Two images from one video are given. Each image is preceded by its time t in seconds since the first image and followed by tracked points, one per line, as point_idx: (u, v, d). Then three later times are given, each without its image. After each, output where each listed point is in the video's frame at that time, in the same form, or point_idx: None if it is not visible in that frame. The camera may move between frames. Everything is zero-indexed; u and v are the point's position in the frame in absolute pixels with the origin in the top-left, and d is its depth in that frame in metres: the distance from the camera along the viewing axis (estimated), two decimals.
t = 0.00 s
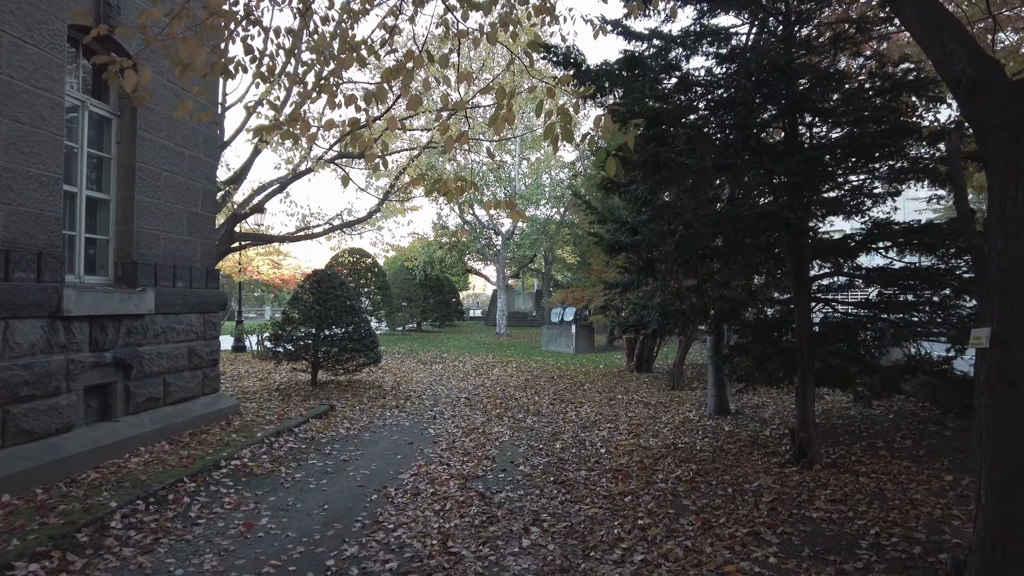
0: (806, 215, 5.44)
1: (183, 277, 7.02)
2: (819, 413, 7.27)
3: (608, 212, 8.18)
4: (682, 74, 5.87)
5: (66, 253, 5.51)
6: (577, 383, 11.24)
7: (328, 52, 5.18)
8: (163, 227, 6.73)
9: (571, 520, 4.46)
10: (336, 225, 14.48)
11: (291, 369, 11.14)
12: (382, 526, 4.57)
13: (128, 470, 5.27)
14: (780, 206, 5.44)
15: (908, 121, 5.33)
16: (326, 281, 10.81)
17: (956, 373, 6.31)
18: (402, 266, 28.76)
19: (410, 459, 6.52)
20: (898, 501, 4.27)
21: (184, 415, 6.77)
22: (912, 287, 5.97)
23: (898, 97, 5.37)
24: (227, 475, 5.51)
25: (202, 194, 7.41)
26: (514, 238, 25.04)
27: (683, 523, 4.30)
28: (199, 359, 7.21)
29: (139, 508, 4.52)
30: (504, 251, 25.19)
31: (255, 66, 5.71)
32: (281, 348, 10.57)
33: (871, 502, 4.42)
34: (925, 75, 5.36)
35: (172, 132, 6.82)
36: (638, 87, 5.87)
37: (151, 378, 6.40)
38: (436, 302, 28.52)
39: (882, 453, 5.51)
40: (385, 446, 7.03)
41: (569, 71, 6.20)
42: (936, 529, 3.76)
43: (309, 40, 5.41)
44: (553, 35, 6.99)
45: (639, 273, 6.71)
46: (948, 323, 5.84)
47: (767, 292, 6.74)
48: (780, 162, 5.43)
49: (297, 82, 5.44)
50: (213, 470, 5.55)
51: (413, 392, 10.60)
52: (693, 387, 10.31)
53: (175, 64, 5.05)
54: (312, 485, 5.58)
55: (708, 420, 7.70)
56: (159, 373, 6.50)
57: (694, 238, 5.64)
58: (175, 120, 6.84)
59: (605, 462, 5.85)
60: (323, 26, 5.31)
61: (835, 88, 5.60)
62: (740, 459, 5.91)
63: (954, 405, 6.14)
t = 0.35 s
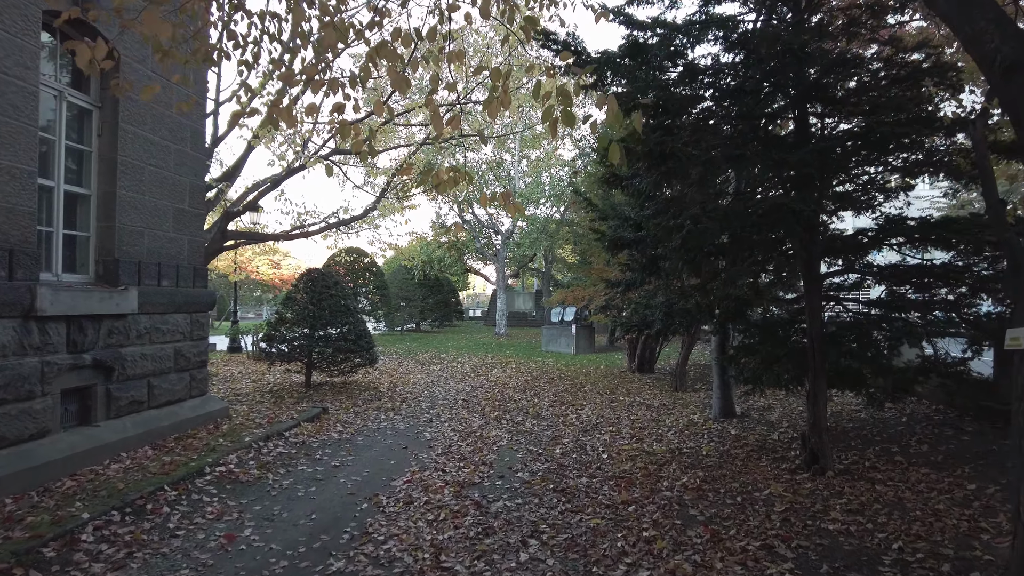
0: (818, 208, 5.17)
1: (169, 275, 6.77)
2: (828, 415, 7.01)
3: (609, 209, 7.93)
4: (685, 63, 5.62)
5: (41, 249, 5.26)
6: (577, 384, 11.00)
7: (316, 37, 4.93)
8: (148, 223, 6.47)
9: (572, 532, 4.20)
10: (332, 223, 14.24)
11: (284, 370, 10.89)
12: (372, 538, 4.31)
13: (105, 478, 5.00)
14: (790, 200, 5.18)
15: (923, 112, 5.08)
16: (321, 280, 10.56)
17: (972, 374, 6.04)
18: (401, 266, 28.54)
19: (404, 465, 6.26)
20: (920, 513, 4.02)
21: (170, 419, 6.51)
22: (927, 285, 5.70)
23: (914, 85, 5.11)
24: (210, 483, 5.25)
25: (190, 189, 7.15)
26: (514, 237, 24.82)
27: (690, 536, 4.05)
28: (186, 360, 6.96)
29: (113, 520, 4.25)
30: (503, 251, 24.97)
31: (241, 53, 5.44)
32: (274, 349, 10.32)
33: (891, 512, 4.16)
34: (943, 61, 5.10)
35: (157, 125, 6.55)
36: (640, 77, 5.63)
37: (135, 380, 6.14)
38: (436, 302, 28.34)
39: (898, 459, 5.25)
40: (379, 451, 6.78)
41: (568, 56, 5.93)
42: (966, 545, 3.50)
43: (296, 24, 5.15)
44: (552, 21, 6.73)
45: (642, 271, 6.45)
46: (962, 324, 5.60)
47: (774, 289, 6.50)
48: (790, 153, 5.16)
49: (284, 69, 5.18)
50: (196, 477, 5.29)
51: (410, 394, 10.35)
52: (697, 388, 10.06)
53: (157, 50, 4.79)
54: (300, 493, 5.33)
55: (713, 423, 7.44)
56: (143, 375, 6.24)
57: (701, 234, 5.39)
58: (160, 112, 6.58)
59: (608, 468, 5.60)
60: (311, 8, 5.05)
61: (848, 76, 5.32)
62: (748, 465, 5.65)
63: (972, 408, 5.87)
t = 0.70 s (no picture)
0: (838, 203, 4.88)
1: (154, 274, 6.48)
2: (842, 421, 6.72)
3: (614, 206, 7.65)
4: (694, 52, 5.37)
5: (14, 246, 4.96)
6: (579, 387, 10.71)
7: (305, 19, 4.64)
8: (132, 219, 6.18)
9: (578, 550, 3.91)
10: (329, 223, 13.96)
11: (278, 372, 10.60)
12: (363, 556, 4.02)
13: (80, 488, 4.70)
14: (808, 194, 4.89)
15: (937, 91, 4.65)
16: (315, 279, 10.27)
17: (997, 379, 5.74)
18: (400, 266, 28.27)
19: (399, 474, 5.98)
20: (954, 530, 3.72)
21: (155, 424, 6.22)
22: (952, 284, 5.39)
23: (939, 71, 4.80)
24: (193, 493, 4.95)
25: (178, 184, 6.86)
26: (514, 236, 24.55)
27: (705, 554, 3.75)
28: (172, 363, 6.66)
29: (83, 537, 3.95)
30: (503, 250, 24.70)
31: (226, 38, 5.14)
32: (267, 351, 10.02)
33: (920, 528, 3.87)
34: (972, 45, 4.79)
35: (143, 116, 6.28)
36: (647, 66, 5.37)
37: (117, 384, 5.85)
38: (434, 302, 28.04)
39: (922, 469, 4.96)
40: (373, 459, 6.49)
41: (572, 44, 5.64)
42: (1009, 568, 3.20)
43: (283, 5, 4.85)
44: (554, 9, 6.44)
45: (649, 270, 6.16)
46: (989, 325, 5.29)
47: (787, 289, 6.21)
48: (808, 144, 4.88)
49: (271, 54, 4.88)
50: (178, 487, 5.00)
51: (407, 397, 10.06)
52: (703, 392, 9.77)
53: (134, 34, 4.52)
54: (288, 504, 5.04)
55: (721, 429, 7.15)
56: (126, 379, 5.95)
57: (711, 229, 5.10)
58: (145, 103, 6.30)
59: (613, 478, 5.31)
60: None
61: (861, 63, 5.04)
62: (761, 474, 5.36)
63: (998, 413, 5.57)
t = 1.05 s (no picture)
0: (852, 198, 4.61)
1: (135, 273, 6.19)
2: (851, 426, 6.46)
3: (614, 202, 7.39)
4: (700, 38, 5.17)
5: None
6: (578, 389, 10.45)
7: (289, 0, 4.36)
8: (111, 215, 5.90)
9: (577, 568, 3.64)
10: (323, 221, 13.70)
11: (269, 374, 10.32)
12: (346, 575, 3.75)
13: (48, 500, 4.42)
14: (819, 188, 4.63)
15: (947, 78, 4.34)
16: (307, 278, 10.00)
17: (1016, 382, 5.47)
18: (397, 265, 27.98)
19: (390, 482, 5.70)
20: (982, 549, 3.45)
21: (135, 430, 5.94)
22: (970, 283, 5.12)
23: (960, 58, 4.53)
24: (170, 505, 4.68)
25: (161, 179, 6.59)
26: (512, 235, 24.31)
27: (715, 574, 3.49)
28: (155, 366, 6.38)
29: (45, 555, 3.67)
30: (502, 249, 24.44)
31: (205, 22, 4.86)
32: (257, 352, 9.74)
33: (945, 546, 3.60)
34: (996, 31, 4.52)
35: (122, 108, 6.01)
36: (651, 53, 5.14)
37: (93, 388, 5.56)
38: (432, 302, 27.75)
39: (940, 479, 4.70)
40: (363, 466, 6.23)
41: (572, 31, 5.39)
42: None
43: None
44: None
45: (652, 269, 5.90)
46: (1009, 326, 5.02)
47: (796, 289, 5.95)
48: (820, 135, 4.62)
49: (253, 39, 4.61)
50: (154, 497, 4.71)
51: (402, 400, 9.80)
52: (705, 395, 9.51)
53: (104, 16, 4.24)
54: (271, 515, 4.76)
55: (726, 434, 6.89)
56: (104, 382, 5.67)
57: (718, 225, 4.84)
58: (125, 94, 6.03)
59: (614, 488, 5.05)
60: None
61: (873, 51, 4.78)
62: (770, 483, 5.08)
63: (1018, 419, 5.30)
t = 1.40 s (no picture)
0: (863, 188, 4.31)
1: (108, 271, 5.86)
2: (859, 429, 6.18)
3: (611, 196, 7.10)
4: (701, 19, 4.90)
5: None
6: (574, 391, 10.16)
7: None
8: (79, 209, 5.58)
9: None
10: (313, 219, 13.40)
11: (256, 376, 10.03)
12: None
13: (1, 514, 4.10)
14: (828, 177, 4.33)
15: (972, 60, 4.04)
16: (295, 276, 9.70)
17: None
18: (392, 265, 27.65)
19: (374, 491, 5.39)
20: (1011, 568, 3.16)
21: (106, 435, 5.64)
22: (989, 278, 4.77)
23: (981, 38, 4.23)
24: (135, 517, 4.36)
25: (135, 172, 6.26)
26: (508, 235, 24.03)
27: None
28: (128, 368, 6.06)
29: None
30: (498, 249, 24.16)
31: None
32: (242, 353, 9.43)
33: (971, 562, 3.30)
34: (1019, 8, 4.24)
35: (91, 96, 5.69)
36: (649, 34, 4.86)
37: (59, 392, 5.24)
38: (427, 301, 27.68)
39: (957, 487, 4.40)
40: (347, 473, 5.93)
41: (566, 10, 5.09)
42: None
43: None
44: None
45: (650, 265, 5.60)
46: None
47: (802, 286, 5.66)
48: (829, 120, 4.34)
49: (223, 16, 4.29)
50: (118, 509, 4.39)
51: (392, 402, 9.51)
52: (705, 396, 9.23)
53: None
54: (245, 528, 4.46)
55: (727, 438, 6.60)
56: (72, 386, 5.35)
57: (720, 217, 4.54)
58: (94, 81, 5.72)
59: (611, 497, 4.76)
60: None
61: (884, 31, 4.50)
62: (775, 492, 4.78)
63: None
